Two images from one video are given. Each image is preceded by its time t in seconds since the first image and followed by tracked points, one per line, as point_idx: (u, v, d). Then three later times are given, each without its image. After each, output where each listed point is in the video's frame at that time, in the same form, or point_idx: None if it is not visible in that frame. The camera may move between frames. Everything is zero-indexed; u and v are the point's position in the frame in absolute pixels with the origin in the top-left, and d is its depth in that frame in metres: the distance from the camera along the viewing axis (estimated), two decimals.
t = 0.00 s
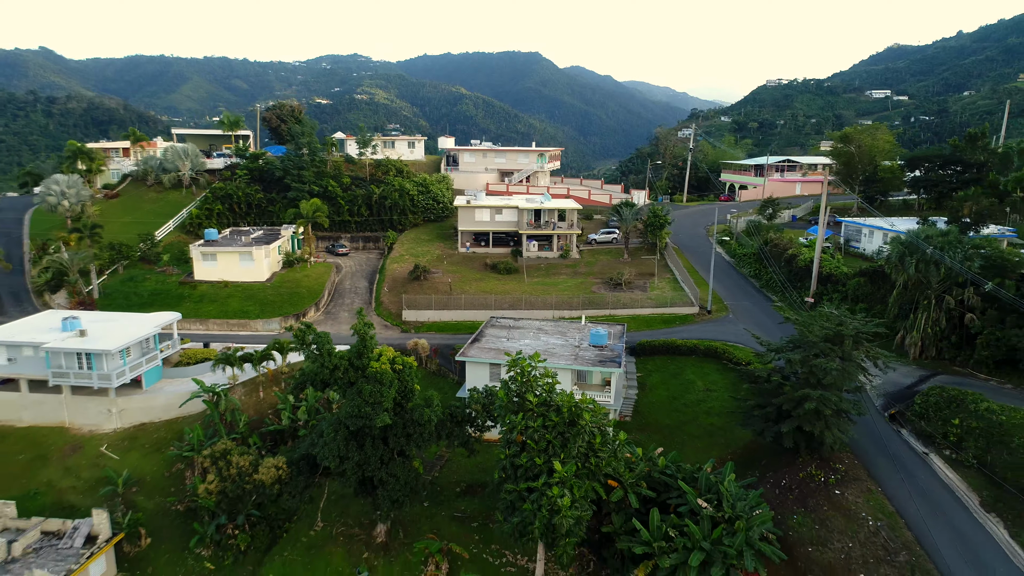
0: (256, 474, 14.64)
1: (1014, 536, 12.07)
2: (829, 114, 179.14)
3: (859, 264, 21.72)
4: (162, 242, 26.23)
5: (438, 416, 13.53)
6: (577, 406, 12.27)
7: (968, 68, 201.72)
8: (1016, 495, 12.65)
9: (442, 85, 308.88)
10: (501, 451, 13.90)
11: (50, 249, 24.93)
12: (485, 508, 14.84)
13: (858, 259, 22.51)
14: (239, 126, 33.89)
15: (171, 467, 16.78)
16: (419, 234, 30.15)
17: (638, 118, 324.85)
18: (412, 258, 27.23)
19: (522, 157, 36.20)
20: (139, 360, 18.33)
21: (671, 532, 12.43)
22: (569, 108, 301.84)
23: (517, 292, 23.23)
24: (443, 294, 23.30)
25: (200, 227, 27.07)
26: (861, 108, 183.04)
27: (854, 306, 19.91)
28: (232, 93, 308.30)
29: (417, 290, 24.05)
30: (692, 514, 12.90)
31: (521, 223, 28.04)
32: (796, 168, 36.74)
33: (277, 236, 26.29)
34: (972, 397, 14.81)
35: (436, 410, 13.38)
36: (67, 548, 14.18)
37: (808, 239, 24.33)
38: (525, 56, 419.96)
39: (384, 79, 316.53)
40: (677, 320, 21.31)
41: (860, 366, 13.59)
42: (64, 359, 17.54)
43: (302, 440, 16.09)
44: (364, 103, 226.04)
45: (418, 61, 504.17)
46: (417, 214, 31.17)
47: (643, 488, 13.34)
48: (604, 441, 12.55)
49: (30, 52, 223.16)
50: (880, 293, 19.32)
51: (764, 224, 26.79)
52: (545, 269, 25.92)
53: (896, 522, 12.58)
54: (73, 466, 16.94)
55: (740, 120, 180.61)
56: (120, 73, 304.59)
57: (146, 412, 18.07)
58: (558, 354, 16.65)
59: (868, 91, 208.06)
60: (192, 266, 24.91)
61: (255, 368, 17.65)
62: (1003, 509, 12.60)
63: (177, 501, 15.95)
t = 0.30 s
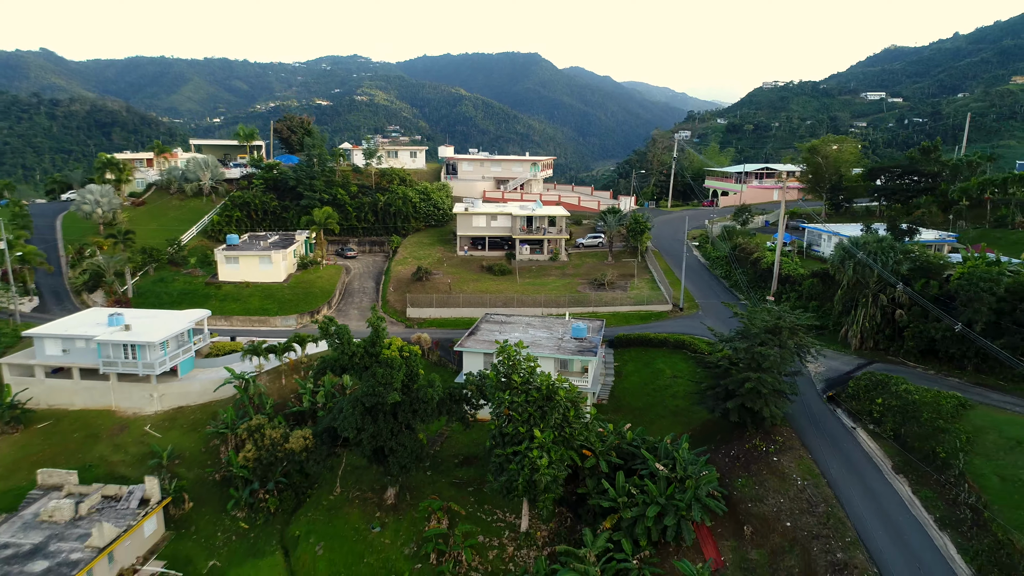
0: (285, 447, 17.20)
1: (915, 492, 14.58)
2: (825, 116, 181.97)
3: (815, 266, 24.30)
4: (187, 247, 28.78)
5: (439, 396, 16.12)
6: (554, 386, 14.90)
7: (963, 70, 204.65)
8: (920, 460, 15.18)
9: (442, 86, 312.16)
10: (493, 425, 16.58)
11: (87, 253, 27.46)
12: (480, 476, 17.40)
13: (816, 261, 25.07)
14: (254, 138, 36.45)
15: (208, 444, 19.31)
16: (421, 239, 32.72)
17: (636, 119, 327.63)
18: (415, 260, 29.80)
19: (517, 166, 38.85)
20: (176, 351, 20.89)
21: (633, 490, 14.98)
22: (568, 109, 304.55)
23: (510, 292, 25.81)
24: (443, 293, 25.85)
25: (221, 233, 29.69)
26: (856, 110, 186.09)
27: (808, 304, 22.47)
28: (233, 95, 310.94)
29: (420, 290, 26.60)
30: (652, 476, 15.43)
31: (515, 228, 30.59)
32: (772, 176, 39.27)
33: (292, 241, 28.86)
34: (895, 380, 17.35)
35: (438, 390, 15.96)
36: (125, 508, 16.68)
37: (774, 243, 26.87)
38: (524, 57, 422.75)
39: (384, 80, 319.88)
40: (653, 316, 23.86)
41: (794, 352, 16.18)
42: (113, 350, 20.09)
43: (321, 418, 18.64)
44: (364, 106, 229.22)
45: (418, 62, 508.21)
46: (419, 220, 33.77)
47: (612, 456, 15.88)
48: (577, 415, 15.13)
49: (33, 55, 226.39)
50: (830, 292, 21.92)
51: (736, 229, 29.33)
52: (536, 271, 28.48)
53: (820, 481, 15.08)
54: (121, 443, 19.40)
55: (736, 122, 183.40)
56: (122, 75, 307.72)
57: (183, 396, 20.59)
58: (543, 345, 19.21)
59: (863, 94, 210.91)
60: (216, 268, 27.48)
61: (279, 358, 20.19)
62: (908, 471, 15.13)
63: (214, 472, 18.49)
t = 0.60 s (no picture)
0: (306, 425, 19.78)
1: (843, 460, 17.12)
2: (820, 118, 184.60)
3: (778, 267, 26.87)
4: (208, 250, 31.35)
5: (439, 379, 18.71)
6: (536, 371, 17.49)
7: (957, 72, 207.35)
8: (850, 433, 17.75)
9: (442, 87, 315.31)
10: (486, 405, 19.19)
11: (118, 256, 30.03)
12: (474, 452, 19.97)
13: (780, 263, 27.62)
14: (267, 147, 39.04)
15: (236, 424, 21.91)
16: (422, 242, 35.32)
17: (634, 120, 330.15)
18: (417, 262, 32.39)
19: (512, 174, 41.43)
20: (205, 342, 23.48)
21: (605, 459, 17.55)
22: (566, 110, 307.08)
23: (503, 291, 28.42)
24: (442, 292, 28.42)
25: (239, 237, 32.30)
26: (851, 112, 189.37)
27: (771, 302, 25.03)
28: (234, 96, 313.63)
29: (421, 289, 29.18)
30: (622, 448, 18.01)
31: (508, 233, 33.14)
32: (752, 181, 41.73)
33: (304, 244, 31.40)
34: (837, 367, 19.90)
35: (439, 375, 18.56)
36: (168, 477, 19.25)
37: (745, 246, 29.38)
38: (523, 58, 425.34)
39: (384, 81, 323.08)
40: (632, 313, 26.44)
41: (745, 342, 18.78)
42: (151, 342, 22.69)
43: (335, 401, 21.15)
44: (365, 107, 232.14)
45: (419, 63, 512.75)
46: (421, 224, 36.38)
47: (588, 431, 18.45)
48: (557, 395, 17.72)
49: (34, 56, 228.82)
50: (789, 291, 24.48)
51: (712, 234, 31.91)
52: (528, 271, 31.10)
53: (764, 451, 17.63)
54: (159, 424, 21.97)
55: (732, 124, 186.02)
56: (122, 76, 310.54)
57: (212, 383, 23.19)
58: (530, 338, 21.80)
59: (858, 96, 213.59)
60: (236, 269, 30.08)
61: (297, 349, 22.73)
62: (840, 443, 17.69)
63: (242, 449, 21.08)
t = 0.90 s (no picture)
0: (321, 407, 22.35)
1: (788, 436, 19.72)
2: (814, 121, 187.53)
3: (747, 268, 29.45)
4: (225, 252, 33.94)
5: (438, 367, 21.30)
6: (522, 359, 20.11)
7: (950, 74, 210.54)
8: (796, 414, 20.35)
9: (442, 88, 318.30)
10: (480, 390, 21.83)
11: (143, 258, 32.60)
12: (469, 432, 22.57)
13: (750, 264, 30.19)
14: (277, 156, 41.65)
15: (257, 410, 24.51)
16: (422, 244, 37.92)
17: (632, 120, 333.10)
18: (418, 263, 34.99)
19: (506, 180, 44.02)
20: (227, 335, 26.08)
21: (582, 435, 20.17)
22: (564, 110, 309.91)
23: (497, 290, 31.01)
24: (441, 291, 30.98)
25: (254, 240, 34.93)
26: (845, 114, 192.30)
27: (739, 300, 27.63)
28: (235, 96, 316.50)
29: (422, 288, 31.76)
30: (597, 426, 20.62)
31: (503, 236, 35.73)
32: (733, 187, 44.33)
33: (314, 247, 33.98)
34: (789, 357, 22.52)
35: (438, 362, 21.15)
36: (199, 453, 21.81)
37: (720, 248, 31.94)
38: (522, 58, 428.35)
39: (384, 82, 326.09)
40: (613, 309, 29.02)
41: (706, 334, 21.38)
42: (179, 335, 25.26)
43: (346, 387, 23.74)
44: (365, 108, 234.91)
45: (419, 63, 516.06)
46: (421, 227, 38.99)
47: (569, 412, 21.04)
48: (541, 380, 20.33)
49: (37, 57, 231.32)
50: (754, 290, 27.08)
51: (690, 237, 34.49)
52: (520, 272, 33.71)
53: (720, 429, 20.23)
54: (188, 409, 24.56)
55: (728, 126, 188.87)
56: (123, 76, 313.28)
57: (234, 372, 25.80)
58: (519, 332, 24.39)
59: (852, 97, 216.70)
60: (251, 270, 32.66)
61: (311, 342, 25.33)
62: (786, 421, 20.32)
63: (262, 431, 23.64)
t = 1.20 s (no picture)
0: (332, 393, 24.98)
1: (745, 417, 22.35)
2: (808, 124, 190.29)
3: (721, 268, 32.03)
4: (239, 254, 36.57)
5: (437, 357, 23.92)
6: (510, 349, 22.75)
7: (944, 77, 213.39)
8: (753, 398, 22.98)
9: (441, 89, 321.31)
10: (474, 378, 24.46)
11: (164, 259, 35.27)
12: (464, 416, 25.18)
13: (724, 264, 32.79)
14: (286, 163, 44.31)
15: (273, 397, 27.12)
16: (422, 246, 40.52)
17: (630, 121, 335.96)
18: (419, 264, 37.61)
19: (501, 186, 46.67)
20: (245, 329, 28.70)
21: (564, 417, 22.81)
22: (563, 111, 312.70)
23: (491, 288, 33.61)
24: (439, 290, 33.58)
25: (266, 242, 37.53)
26: (840, 116, 195.48)
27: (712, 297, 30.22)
28: (235, 97, 319.34)
29: (422, 287, 34.35)
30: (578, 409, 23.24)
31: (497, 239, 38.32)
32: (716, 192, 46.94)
33: (322, 249, 36.58)
34: (751, 348, 25.16)
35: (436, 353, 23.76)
36: (224, 434, 24.44)
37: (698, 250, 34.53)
38: (520, 59, 431.41)
39: (384, 83, 328.98)
40: (598, 306, 31.63)
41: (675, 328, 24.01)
42: (201, 328, 27.92)
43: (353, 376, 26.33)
44: (365, 109, 237.77)
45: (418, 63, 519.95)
46: (422, 230, 41.59)
47: (553, 396, 23.67)
48: (527, 368, 22.97)
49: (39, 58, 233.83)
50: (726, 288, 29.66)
51: (672, 240, 37.09)
52: (513, 272, 36.30)
53: (686, 411, 22.85)
54: (211, 395, 27.18)
55: (723, 128, 191.72)
56: (124, 76, 316.11)
57: (252, 363, 28.42)
58: (510, 326, 27.01)
59: (848, 100, 219.58)
60: (264, 270, 35.26)
61: (322, 335, 27.92)
62: (744, 404, 22.95)
63: (278, 415, 26.26)
